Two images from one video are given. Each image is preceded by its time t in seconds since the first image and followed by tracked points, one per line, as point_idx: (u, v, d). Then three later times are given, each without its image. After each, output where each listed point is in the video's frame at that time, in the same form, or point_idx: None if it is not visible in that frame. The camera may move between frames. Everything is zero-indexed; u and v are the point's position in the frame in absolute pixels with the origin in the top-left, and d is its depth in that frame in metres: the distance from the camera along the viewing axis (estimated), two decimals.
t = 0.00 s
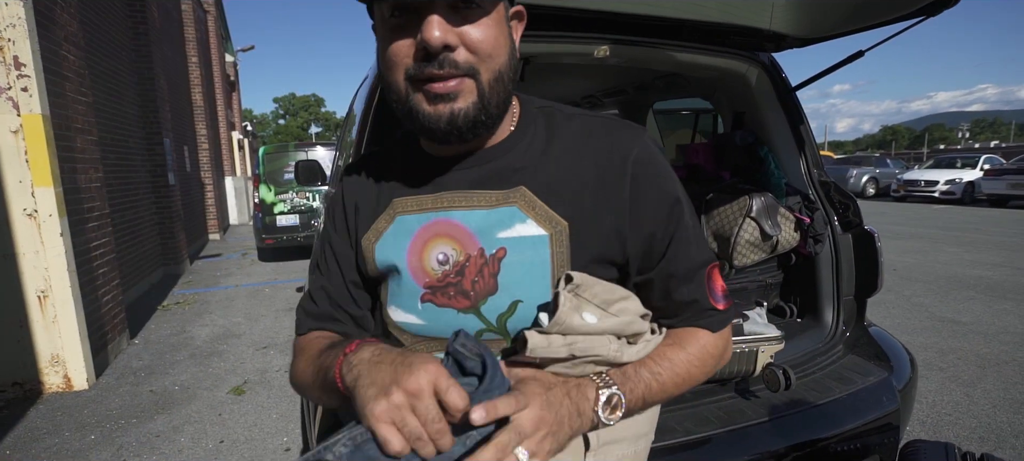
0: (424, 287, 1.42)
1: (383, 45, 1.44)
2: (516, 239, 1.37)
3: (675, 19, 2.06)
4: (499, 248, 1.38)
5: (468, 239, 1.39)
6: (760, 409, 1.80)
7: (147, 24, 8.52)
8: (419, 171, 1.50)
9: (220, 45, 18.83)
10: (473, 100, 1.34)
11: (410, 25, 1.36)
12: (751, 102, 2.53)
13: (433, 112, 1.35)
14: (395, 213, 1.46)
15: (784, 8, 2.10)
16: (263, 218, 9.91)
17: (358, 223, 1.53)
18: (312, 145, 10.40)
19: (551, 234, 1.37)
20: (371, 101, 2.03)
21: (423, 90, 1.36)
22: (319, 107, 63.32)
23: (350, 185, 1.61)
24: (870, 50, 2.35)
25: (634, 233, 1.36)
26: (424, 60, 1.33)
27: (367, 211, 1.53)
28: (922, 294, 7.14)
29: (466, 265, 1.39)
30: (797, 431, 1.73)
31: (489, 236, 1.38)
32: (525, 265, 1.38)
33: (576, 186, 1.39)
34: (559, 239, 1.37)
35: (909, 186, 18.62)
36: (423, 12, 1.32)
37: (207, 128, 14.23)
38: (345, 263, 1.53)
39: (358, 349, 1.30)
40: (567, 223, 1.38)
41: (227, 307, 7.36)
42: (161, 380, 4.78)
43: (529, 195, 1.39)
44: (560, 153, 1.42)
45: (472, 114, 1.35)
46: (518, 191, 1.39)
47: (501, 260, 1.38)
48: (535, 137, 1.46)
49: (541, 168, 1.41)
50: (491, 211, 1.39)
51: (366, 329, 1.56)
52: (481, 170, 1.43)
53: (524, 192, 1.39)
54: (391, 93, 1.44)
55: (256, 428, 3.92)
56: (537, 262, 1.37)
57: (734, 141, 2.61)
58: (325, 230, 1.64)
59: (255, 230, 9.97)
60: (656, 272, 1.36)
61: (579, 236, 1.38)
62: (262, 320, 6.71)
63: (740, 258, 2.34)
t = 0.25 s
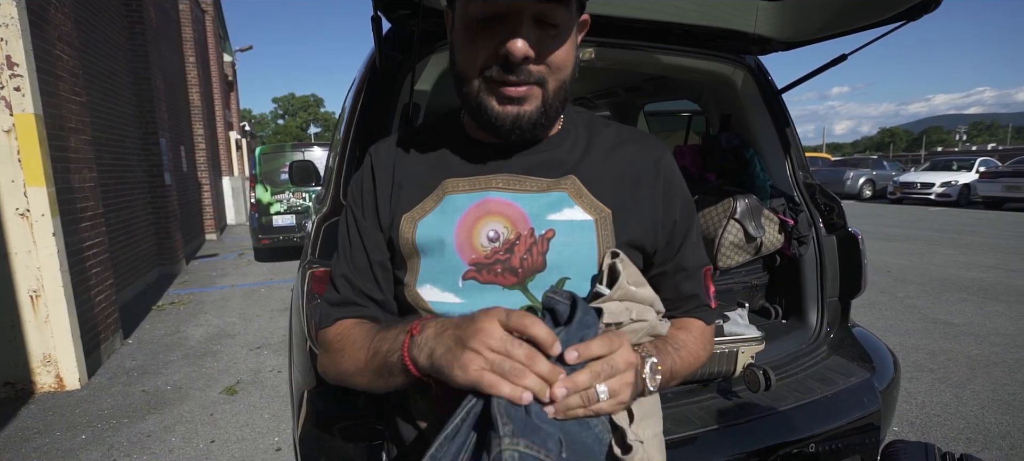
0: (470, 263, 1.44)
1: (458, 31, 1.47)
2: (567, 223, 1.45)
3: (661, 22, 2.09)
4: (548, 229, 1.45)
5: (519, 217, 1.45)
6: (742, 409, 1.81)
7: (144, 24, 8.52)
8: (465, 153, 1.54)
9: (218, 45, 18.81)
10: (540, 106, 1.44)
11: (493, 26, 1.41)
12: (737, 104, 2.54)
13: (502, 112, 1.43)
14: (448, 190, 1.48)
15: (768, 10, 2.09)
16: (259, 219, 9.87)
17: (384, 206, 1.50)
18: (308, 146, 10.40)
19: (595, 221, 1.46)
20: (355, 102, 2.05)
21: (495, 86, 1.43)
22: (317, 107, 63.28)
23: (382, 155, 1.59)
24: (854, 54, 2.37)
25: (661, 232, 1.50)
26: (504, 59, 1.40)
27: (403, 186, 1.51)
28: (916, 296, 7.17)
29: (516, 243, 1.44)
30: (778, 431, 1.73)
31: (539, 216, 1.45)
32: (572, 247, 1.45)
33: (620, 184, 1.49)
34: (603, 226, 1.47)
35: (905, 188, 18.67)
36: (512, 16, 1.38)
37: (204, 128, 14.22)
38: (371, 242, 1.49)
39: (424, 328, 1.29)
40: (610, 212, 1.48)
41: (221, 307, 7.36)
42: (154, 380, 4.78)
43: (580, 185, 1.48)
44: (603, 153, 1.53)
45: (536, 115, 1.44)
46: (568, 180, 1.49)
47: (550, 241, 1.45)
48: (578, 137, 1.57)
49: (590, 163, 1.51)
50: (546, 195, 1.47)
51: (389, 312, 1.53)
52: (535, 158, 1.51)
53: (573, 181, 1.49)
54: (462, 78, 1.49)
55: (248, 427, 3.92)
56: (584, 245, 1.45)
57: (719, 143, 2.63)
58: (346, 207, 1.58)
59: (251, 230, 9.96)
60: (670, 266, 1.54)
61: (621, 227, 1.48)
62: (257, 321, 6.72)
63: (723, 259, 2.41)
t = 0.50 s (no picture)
0: (490, 265, 1.35)
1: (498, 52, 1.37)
2: (585, 231, 1.40)
3: (653, 28, 2.08)
4: (568, 235, 1.39)
5: (540, 222, 1.38)
6: (733, 417, 1.79)
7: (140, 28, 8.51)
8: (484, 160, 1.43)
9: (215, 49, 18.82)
10: (569, 136, 1.37)
11: (540, 55, 1.31)
12: (729, 111, 2.54)
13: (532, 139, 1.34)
14: (470, 193, 1.38)
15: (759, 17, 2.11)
16: (254, 223, 9.86)
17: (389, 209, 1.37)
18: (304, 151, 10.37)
19: (610, 231, 1.42)
20: (343, 107, 2.03)
21: (529, 112, 1.34)
22: (314, 112, 63.31)
23: (387, 153, 1.44)
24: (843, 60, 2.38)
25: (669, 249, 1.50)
26: (546, 89, 1.32)
27: (416, 187, 1.39)
28: (911, 303, 7.17)
29: (537, 248, 1.36)
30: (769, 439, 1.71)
31: (559, 223, 1.39)
32: (591, 255, 1.39)
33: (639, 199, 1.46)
34: (619, 238, 1.42)
35: (900, 194, 18.75)
36: (562, 50, 1.30)
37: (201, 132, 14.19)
38: (371, 243, 1.39)
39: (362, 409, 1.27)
40: (625, 225, 1.44)
41: (215, 312, 7.32)
42: (144, 386, 4.74)
43: (601, 196, 1.43)
44: (621, 168, 1.48)
45: (564, 145, 1.38)
46: (587, 190, 1.43)
47: (570, 247, 1.38)
48: (595, 151, 1.52)
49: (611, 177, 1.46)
50: (567, 202, 1.41)
51: (370, 320, 1.43)
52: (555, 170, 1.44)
53: (594, 191, 1.43)
54: (495, 97, 1.38)
55: (238, 434, 3.88)
56: (602, 254, 1.40)
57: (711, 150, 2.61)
58: (345, 203, 1.45)
59: (246, 235, 9.92)
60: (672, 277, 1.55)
61: (637, 243, 1.45)
62: (250, 326, 6.68)
63: (714, 265, 2.39)
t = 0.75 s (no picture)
0: (496, 265, 1.37)
1: (513, 46, 1.39)
2: (590, 231, 1.44)
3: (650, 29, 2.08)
4: (573, 234, 1.42)
5: (546, 221, 1.41)
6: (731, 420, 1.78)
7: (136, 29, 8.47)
8: (493, 158, 1.46)
9: (212, 51, 18.77)
10: (579, 134, 1.41)
11: (557, 51, 1.35)
12: (726, 113, 2.53)
13: (544, 135, 1.38)
14: (477, 191, 1.40)
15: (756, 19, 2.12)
16: (250, 225, 9.82)
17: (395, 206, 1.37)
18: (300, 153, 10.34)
19: (615, 232, 1.47)
20: (337, 107, 2.01)
21: (543, 108, 1.37)
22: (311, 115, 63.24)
23: (392, 150, 1.44)
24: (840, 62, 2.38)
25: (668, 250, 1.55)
26: (564, 84, 1.35)
27: (422, 185, 1.39)
28: (907, 306, 7.18)
29: (542, 248, 1.40)
30: (767, 443, 1.70)
31: (564, 223, 1.43)
32: (595, 255, 1.43)
33: (641, 202, 1.51)
34: (623, 239, 1.47)
35: (896, 198, 18.81)
36: (580, 46, 1.34)
37: (197, 134, 14.14)
38: (370, 238, 1.37)
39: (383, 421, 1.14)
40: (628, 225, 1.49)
41: (209, 314, 7.27)
42: (137, 388, 4.69)
43: (606, 197, 1.48)
44: (623, 172, 1.53)
45: (574, 144, 1.42)
46: (592, 190, 1.47)
47: (575, 247, 1.42)
48: (598, 154, 1.56)
49: (615, 180, 1.51)
50: (572, 202, 1.44)
51: (382, 323, 1.40)
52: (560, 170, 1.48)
53: (598, 191, 1.48)
54: (507, 92, 1.41)
55: (232, 438, 3.84)
56: (606, 253, 1.44)
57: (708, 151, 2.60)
58: (347, 200, 1.43)
59: (242, 237, 9.88)
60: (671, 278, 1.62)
61: (639, 242, 1.50)
62: (245, 328, 6.63)
63: (712, 267, 2.38)
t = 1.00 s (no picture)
0: (490, 259, 1.36)
1: (510, 39, 1.39)
2: (585, 226, 1.44)
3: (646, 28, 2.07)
4: (568, 230, 1.43)
5: (541, 216, 1.42)
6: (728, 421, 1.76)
7: (130, 29, 8.42)
8: (488, 154, 1.47)
9: (208, 52, 18.70)
10: (576, 129, 1.41)
11: (555, 43, 1.35)
12: (723, 112, 2.52)
13: (541, 128, 1.38)
14: (472, 183, 1.41)
15: (755, 17, 2.09)
16: (246, 226, 9.77)
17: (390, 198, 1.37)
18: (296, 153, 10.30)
19: (611, 228, 1.48)
20: (330, 105, 1.98)
21: (540, 101, 1.38)
22: (307, 116, 63.11)
23: (387, 140, 1.45)
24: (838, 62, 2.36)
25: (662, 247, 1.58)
26: (562, 78, 1.35)
27: (419, 177, 1.39)
28: (903, 307, 7.19)
29: (537, 242, 1.39)
30: (765, 443, 1.68)
31: (560, 217, 1.43)
32: (589, 251, 1.43)
33: (635, 198, 1.53)
34: (618, 235, 1.49)
35: (891, 200, 18.88)
36: (579, 38, 1.34)
37: (192, 135, 14.07)
38: (364, 231, 1.35)
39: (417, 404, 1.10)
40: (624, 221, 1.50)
41: (204, 316, 7.22)
42: (130, 390, 4.65)
43: (601, 192, 1.49)
44: (619, 168, 1.56)
45: (572, 138, 1.43)
46: (589, 185, 1.49)
47: (570, 242, 1.42)
48: (593, 150, 1.58)
49: (610, 175, 1.53)
50: (569, 196, 1.45)
51: (367, 318, 1.37)
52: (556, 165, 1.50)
53: (594, 187, 1.49)
54: (504, 86, 1.41)
55: (225, 440, 3.81)
56: (601, 250, 1.45)
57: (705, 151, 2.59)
58: (338, 185, 1.43)
59: (237, 238, 9.83)
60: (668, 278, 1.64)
61: (635, 239, 1.53)
62: (240, 330, 6.59)
63: (710, 267, 2.36)
